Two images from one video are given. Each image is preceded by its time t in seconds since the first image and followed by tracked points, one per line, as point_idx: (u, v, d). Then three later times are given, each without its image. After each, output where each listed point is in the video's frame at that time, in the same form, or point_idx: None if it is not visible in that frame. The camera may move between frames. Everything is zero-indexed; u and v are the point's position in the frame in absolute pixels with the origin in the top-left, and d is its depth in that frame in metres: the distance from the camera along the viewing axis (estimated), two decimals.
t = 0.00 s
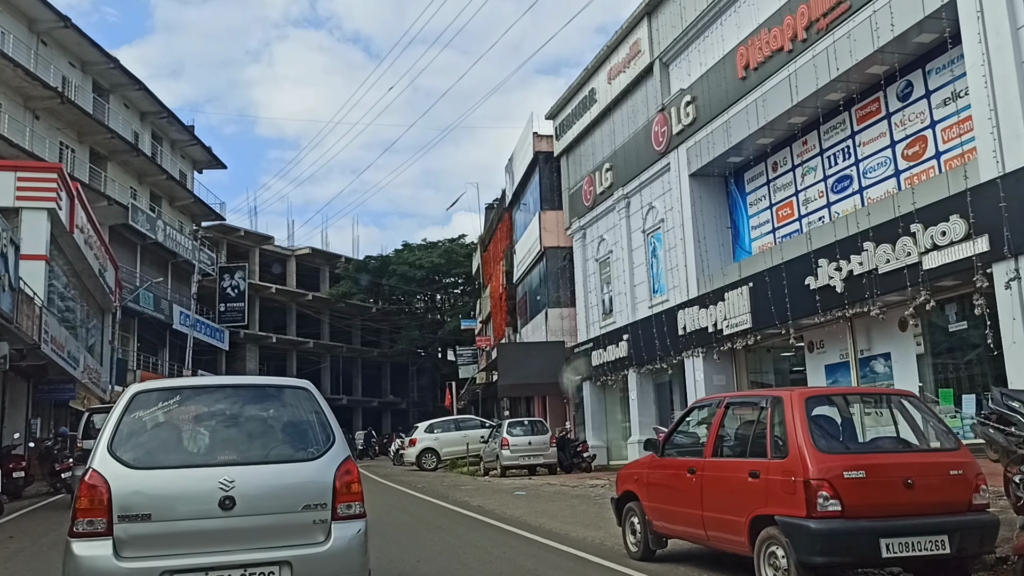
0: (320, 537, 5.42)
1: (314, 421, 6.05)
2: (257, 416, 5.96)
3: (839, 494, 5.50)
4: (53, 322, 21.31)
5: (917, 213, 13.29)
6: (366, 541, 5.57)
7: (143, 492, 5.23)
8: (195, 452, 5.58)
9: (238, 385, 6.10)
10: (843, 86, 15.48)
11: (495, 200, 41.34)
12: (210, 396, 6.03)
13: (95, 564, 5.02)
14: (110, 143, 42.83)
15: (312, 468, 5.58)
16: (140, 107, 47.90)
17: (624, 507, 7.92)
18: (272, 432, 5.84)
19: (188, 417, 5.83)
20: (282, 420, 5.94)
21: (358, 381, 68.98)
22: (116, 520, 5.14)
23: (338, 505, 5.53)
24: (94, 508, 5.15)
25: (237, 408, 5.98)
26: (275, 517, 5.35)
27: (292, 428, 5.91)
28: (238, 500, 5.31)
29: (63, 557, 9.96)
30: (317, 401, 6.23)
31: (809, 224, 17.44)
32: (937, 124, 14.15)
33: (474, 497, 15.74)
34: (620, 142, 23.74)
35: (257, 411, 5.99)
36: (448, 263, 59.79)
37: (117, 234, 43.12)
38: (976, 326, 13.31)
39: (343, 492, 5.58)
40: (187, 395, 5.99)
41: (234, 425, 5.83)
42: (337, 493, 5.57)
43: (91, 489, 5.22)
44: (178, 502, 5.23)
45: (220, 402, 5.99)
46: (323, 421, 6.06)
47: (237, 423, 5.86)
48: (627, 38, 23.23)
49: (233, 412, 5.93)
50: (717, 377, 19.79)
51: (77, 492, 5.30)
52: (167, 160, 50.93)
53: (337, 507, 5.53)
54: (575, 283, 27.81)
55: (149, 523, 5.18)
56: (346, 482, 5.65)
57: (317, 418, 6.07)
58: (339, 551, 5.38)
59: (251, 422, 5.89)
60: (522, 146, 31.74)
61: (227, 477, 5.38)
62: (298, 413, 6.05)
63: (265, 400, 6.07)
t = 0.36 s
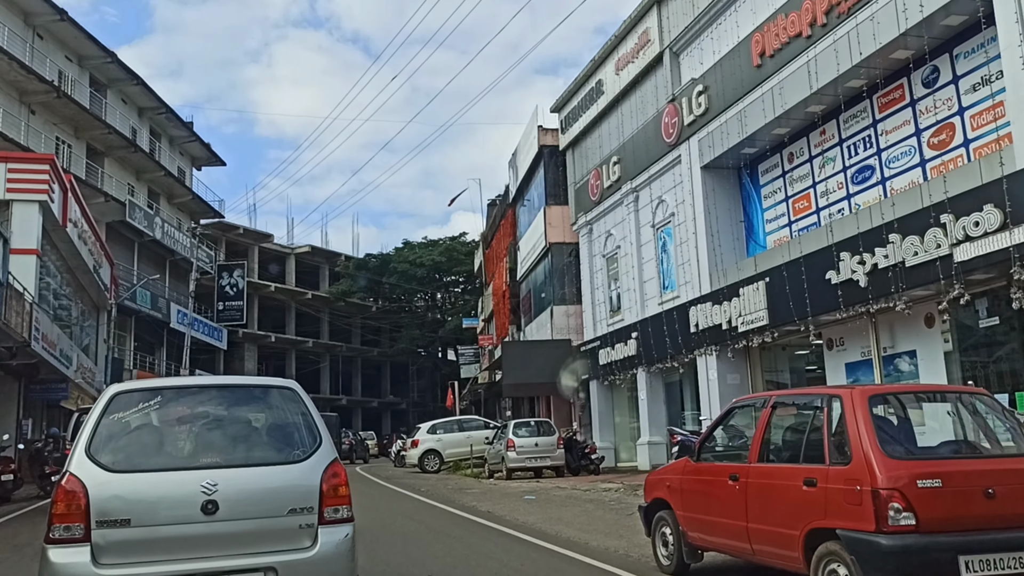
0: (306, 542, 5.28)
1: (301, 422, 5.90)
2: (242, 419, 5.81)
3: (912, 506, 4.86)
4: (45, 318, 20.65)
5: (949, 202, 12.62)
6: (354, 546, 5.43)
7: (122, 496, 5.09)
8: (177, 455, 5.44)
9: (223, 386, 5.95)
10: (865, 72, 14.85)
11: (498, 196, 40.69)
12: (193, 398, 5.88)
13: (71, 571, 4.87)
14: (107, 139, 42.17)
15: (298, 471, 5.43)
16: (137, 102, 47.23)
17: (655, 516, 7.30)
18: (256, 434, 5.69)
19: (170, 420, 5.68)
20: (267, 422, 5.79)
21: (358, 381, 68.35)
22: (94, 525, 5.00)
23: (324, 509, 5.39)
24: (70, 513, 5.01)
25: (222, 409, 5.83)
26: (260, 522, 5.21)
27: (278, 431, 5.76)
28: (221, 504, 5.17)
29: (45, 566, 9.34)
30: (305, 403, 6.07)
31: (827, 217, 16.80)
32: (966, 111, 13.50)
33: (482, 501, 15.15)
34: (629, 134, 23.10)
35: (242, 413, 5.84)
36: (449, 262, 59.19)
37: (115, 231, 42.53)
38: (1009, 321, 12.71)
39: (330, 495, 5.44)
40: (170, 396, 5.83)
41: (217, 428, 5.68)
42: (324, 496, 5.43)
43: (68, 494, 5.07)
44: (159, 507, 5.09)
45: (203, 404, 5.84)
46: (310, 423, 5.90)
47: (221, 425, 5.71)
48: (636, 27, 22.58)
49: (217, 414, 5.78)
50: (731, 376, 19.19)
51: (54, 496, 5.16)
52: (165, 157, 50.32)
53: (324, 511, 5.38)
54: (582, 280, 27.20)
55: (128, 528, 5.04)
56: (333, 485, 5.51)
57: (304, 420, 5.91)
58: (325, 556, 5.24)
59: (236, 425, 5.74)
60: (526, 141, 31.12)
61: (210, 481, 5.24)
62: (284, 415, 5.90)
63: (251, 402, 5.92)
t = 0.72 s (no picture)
0: (294, 550, 4.92)
1: (289, 424, 5.50)
2: (228, 420, 5.40)
3: (1005, 520, 4.24)
4: (37, 315, 20.03)
5: (984, 190, 11.99)
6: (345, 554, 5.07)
7: (100, 502, 4.69)
8: (158, 461, 5.03)
9: (208, 385, 5.53)
10: (890, 58, 14.23)
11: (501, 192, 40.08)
12: (175, 398, 5.46)
13: None
14: (103, 134, 41.52)
15: (286, 475, 5.06)
16: (135, 98, 46.59)
17: (690, 526, 6.70)
18: (242, 437, 5.30)
19: (151, 422, 5.26)
20: (253, 425, 5.39)
21: (358, 380, 67.78)
22: (70, 533, 4.61)
23: (313, 515, 5.02)
24: (45, 520, 4.61)
25: (206, 411, 5.42)
26: (245, 529, 4.84)
27: (264, 434, 5.36)
28: (204, 511, 4.79)
29: None
30: (293, 403, 5.66)
31: (847, 209, 16.18)
32: (999, 96, 12.88)
33: (489, 504, 14.56)
34: (639, 126, 22.51)
35: (228, 415, 5.43)
36: (451, 260, 58.61)
37: (111, 229, 41.91)
38: None
39: (319, 500, 5.07)
40: (151, 397, 5.41)
41: (201, 431, 5.28)
42: (313, 501, 5.06)
43: (42, 501, 4.68)
44: (139, 514, 4.70)
45: (187, 405, 5.43)
46: (298, 425, 5.51)
47: (205, 428, 5.31)
48: (646, 16, 21.98)
49: (201, 416, 5.37)
50: (746, 374, 18.60)
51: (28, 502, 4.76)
52: (163, 154, 49.69)
53: (313, 517, 5.02)
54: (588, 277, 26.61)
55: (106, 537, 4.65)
56: (323, 490, 5.14)
57: (292, 422, 5.52)
58: (314, 565, 4.89)
59: (222, 428, 5.33)
60: (531, 134, 30.52)
61: (193, 486, 4.86)
62: (271, 417, 5.50)
63: (237, 403, 5.51)
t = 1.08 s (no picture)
0: (280, 558, 4.54)
1: (276, 426, 5.09)
2: (211, 422, 4.98)
3: None
4: (28, 312, 19.51)
5: (1016, 179, 11.40)
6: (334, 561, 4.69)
7: (73, 509, 4.27)
8: (137, 464, 4.60)
9: (191, 385, 5.11)
10: (911, 43, 13.69)
11: (502, 189, 39.63)
12: (156, 398, 5.04)
13: None
14: (100, 130, 40.97)
15: (271, 478, 4.66)
16: (132, 94, 46.04)
17: (723, 536, 6.19)
18: (226, 440, 4.88)
19: (129, 424, 4.83)
20: (237, 426, 4.98)
21: (358, 380, 67.27)
22: (41, 542, 4.18)
23: (300, 520, 4.62)
24: (13, 529, 4.17)
25: (189, 411, 5.00)
26: (226, 536, 4.44)
27: (250, 436, 4.95)
28: (185, 517, 4.39)
29: None
30: (279, 404, 5.26)
31: (864, 202, 15.64)
32: None
33: (497, 507, 14.06)
34: (647, 119, 22.03)
35: (212, 416, 5.00)
36: (451, 258, 58.15)
37: (108, 226, 41.39)
38: None
39: (307, 505, 4.68)
40: (131, 397, 5.00)
41: (183, 432, 4.85)
42: (300, 506, 4.66)
43: (11, 508, 4.23)
44: (116, 521, 4.29)
45: (169, 405, 5.00)
46: (285, 426, 5.10)
47: (188, 430, 4.89)
48: (653, 6, 21.52)
49: (183, 416, 4.94)
50: (758, 373, 18.12)
51: None
52: (161, 151, 49.17)
53: (300, 523, 4.62)
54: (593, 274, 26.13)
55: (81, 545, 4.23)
56: (311, 494, 4.74)
57: (279, 423, 5.10)
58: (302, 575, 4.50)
59: (205, 429, 4.91)
60: (535, 129, 30.03)
61: (173, 490, 4.45)
62: (257, 418, 5.08)
63: (220, 404, 5.09)
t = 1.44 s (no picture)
0: (248, 571, 4.15)
1: (246, 429, 4.74)
2: (177, 424, 4.65)
3: None
4: (8, 308, 18.89)
5: None
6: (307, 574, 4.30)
7: (23, 519, 3.92)
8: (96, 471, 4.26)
9: (159, 386, 4.77)
10: (923, 29, 13.20)
11: (496, 185, 39.17)
12: (120, 400, 4.69)
13: None
14: (86, 125, 40.22)
15: (241, 485, 4.29)
16: (119, 89, 45.29)
17: (751, 548, 5.66)
18: (193, 445, 4.54)
19: (88, 426, 4.49)
20: (205, 430, 4.63)
21: (349, 380, 66.60)
22: None
23: (270, 530, 4.24)
24: None
25: (155, 414, 4.66)
26: (188, 548, 4.05)
27: (218, 439, 4.61)
28: (144, 527, 4.01)
29: None
30: (248, 405, 4.93)
31: (872, 195, 15.16)
32: None
33: (494, 510, 13.55)
34: (646, 112, 21.62)
35: (179, 417, 4.68)
36: (443, 256, 57.60)
37: (94, 223, 40.67)
38: None
39: (278, 513, 4.29)
40: (93, 398, 4.66)
41: (146, 437, 4.51)
42: (270, 515, 4.28)
43: None
44: (69, 533, 3.92)
45: (134, 408, 4.66)
46: (255, 428, 4.76)
47: (151, 434, 4.54)
48: None
49: (148, 420, 4.60)
50: (761, 371, 17.63)
51: None
52: (148, 147, 48.43)
53: (270, 533, 4.24)
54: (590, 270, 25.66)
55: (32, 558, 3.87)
56: (282, 501, 4.37)
57: (250, 427, 4.76)
58: None
59: (168, 433, 4.58)
60: (531, 123, 29.55)
61: (132, 498, 4.08)
62: (227, 421, 4.74)
63: (188, 406, 4.75)
